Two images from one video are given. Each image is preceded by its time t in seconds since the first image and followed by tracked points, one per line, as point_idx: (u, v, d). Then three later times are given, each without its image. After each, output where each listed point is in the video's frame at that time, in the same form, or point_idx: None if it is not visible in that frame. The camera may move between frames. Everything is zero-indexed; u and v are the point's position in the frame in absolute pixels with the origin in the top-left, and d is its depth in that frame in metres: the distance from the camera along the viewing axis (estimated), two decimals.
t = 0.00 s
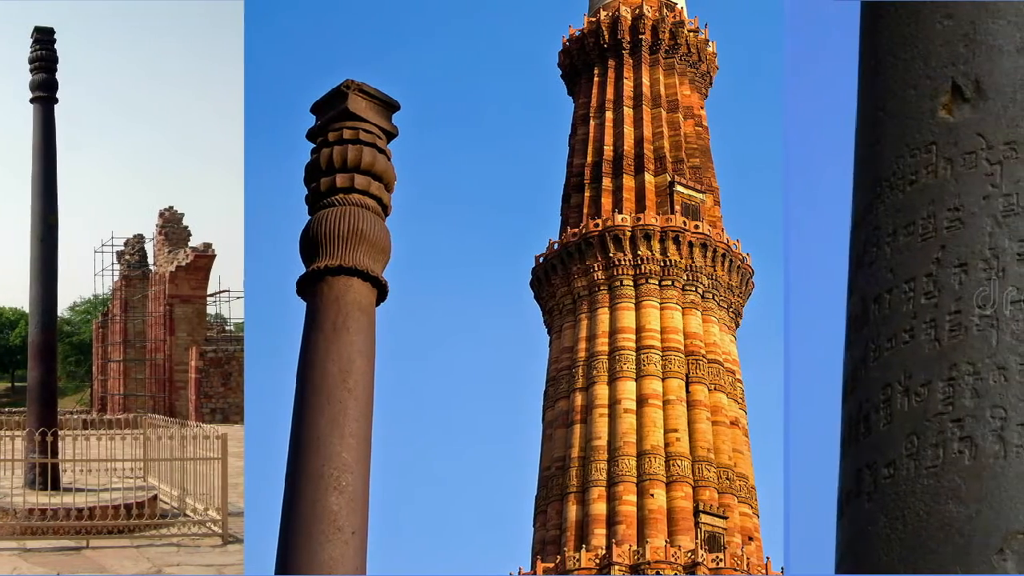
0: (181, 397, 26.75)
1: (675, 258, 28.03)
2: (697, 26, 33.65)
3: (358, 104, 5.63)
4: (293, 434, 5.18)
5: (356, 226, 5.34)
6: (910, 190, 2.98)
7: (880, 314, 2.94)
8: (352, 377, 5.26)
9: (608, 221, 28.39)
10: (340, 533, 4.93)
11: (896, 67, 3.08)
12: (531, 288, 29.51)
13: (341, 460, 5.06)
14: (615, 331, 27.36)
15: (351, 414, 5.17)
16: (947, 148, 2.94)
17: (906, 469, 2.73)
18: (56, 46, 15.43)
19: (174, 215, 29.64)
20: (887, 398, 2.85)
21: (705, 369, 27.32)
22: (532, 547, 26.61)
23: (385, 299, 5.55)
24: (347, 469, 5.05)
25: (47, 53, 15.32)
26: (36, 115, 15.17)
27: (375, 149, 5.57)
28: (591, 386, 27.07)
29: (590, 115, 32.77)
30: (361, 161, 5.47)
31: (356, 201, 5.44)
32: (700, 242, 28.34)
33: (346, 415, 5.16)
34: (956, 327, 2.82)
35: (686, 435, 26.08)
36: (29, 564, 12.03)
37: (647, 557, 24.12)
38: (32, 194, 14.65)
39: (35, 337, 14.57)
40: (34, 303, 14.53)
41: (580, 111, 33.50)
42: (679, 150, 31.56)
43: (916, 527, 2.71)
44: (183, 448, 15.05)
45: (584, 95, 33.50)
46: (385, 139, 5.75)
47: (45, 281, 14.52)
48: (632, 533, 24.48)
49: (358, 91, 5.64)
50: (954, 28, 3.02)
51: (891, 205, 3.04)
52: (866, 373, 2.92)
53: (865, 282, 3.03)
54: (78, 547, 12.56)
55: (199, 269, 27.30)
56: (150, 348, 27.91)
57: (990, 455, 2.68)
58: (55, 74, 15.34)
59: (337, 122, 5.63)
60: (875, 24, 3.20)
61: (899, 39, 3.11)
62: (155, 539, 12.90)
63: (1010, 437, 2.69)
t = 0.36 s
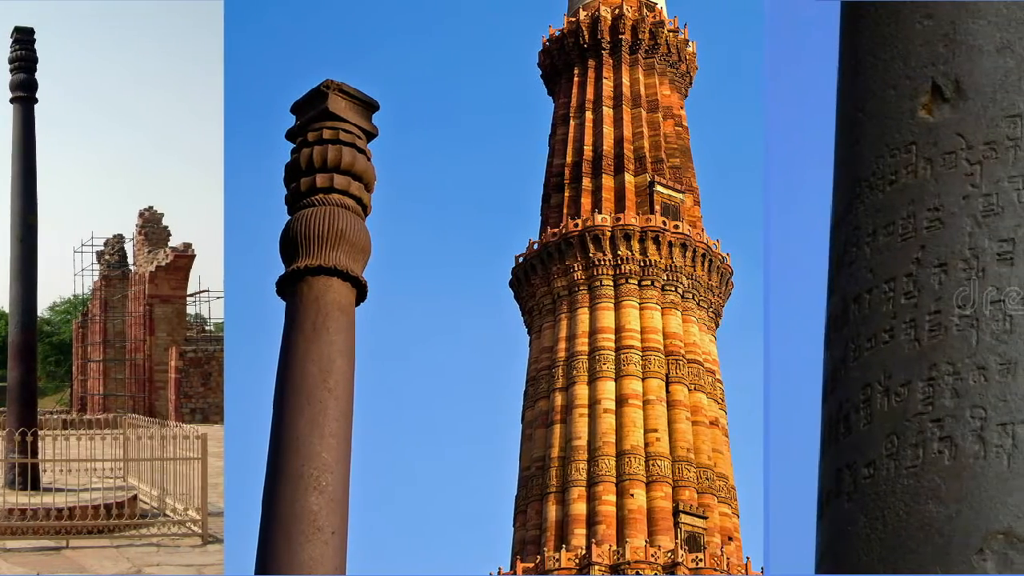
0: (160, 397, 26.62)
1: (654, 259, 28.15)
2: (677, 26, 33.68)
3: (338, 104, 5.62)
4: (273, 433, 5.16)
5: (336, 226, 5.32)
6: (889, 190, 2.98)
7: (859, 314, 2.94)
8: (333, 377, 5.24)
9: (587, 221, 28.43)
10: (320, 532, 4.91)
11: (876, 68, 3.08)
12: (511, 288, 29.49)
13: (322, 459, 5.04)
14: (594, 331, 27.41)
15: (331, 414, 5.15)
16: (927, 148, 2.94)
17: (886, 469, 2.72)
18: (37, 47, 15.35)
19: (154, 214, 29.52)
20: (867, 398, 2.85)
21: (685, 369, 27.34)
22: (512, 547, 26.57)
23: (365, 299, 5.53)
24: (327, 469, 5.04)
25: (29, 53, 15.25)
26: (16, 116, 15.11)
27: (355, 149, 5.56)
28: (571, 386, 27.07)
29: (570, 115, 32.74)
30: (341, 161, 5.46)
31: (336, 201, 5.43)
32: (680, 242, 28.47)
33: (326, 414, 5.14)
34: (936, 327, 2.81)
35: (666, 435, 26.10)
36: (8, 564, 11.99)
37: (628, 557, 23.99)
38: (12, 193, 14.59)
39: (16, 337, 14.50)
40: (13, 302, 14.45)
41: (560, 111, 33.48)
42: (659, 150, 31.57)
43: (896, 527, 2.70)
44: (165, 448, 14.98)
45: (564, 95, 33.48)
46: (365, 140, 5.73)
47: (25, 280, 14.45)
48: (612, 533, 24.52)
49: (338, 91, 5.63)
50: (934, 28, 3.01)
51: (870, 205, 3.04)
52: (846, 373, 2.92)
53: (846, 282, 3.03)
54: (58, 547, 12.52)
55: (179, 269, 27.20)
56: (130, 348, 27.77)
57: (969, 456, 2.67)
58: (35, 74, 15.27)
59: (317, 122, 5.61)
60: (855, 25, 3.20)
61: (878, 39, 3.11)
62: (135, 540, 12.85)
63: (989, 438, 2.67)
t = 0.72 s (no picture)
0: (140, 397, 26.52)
1: (635, 258, 28.18)
2: (657, 26, 33.72)
3: (319, 104, 5.60)
4: (252, 432, 5.14)
5: (314, 227, 5.31)
6: (869, 190, 2.98)
7: (839, 314, 2.94)
8: (312, 377, 5.22)
9: (568, 220, 28.55)
10: (300, 532, 4.90)
11: (856, 68, 3.08)
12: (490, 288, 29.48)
13: (301, 460, 5.02)
14: (574, 331, 27.47)
15: (311, 414, 5.13)
16: (907, 148, 2.93)
17: (865, 469, 2.72)
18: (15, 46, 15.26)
19: (134, 214, 29.37)
20: (847, 398, 2.84)
21: (665, 369, 27.40)
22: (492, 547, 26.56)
23: (345, 299, 5.51)
24: (307, 469, 5.02)
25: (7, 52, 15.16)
26: None
27: (335, 149, 5.54)
28: (551, 386, 27.09)
29: (550, 115, 32.72)
30: (321, 161, 5.44)
31: (316, 201, 5.41)
32: (661, 242, 28.48)
33: (305, 414, 5.12)
34: (916, 327, 2.81)
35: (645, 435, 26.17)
36: None
37: (607, 557, 24.20)
38: None
39: None
40: None
41: (540, 111, 33.49)
42: (639, 150, 31.60)
43: (875, 527, 2.70)
44: (144, 448, 14.92)
45: (544, 95, 33.48)
46: (346, 139, 5.72)
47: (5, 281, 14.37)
48: (592, 533, 24.59)
49: (318, 91, 5.61)
50: (914, 27, 3.01)
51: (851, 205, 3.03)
52: (826, 372, 2.91)
53: (825, 282, 3.02)
54: (37, 547, 12.47)
55: (159, 269, 27.14)
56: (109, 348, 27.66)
57: (950, 455, 2.66)
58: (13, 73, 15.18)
59: (297, 122, 5.59)
60: (835, 25, 3.20)
61: (858, 39, 3.11)
62: (115, 539, 12.80)
63: (969, 438, 2.66)
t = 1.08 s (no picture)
0: (121, 397, 26.37)
1: (614, 259, 28.33)
2: (637, 26, 33.78)
3: (298, 104, 5.60)
4: (233, 431, 5.13)
5: (295, 227, 5.31)
6: (849, 190, 2.98)
7: (819, 314, 2.93)
8: (292, 377, 5.20)
9: (547, 221, 28.65)
10: (280, 532, 4.88)
11: (837, 68, 3.09)
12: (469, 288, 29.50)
13: (281, 459, 5.01)
14: (554, 332, 27.54)
15: (291, 414, 5.11)
16: (886, 148, 2.94)
17: (845, 470, 2.72)
18: None
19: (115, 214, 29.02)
20: (827, 397, 2.84)
21: (645, 369, 27.45)
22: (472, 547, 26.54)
23: (325, 300, 5.49)
24: (287, 469, 5.00)
25: None
26: None
27: (315, 149, 5.53)
28: (530, 386, 27.11)
29: (530, 115, 32.71)
30: (301, 161, 5.44)
31: (296, 201, 5.41)
32: (640, 242, 28.62)
33: (286, 414, 5.10)
34: (896, 327, 2.80)
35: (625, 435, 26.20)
36: None
37: (587, 557, 24.23)
38: None
39: None
40: None
41: (520, 111, 33.47)
42: (618, 150, 31.63)
43: (855, 526, 2.70)
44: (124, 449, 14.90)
45: (524, 95, 33.49)
46: (326, 140, 5.71)
47: None
48: (571, 533, 24.62)
49: (298, 91, 5.60)
50: (894, 28, 3.01)
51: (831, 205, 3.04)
52: (806, 372, 2.91)
53: (805, 282, 3.02)
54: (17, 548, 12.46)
55: (139, 270, 27.11)
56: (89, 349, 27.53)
57: (930, 455, 2.65)
58: None
59: (276, 122, 5.59)
60: (816, 24, 3.20)
61: (837, 38, 3.12)
62: (95, 540, 12.79)
63: (949, 437, 2.65)
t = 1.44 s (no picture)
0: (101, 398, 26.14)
1: (595, 259, 28.46)
2: (617, 26, 33.85)
3: (278, 104, 5.57)
4: (213, 430, 5.11)
5: (274, 227, 5.30)
6: (829, 189, 2.98)
7: (799, 313, 2.93)
8: (272, 377, 5.18)
9: (527, 221, 28.70)
10: (259, 532, 4.87)
11: (817, 67, 3.09)
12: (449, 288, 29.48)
13: (261, 459, 4.99)
14: (534, 331, 27.59)
15: (271, 413, 5.09)
16: (866, 148, 2.94)
17: (825, 469, 2.71)
18: None
19: (94, 214, 28.51)
20: (807, 398, 2.83)
21: (625, 368, 27.52)
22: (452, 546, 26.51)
23: (305, 299, 5.48)
24: (267, 469, 4.98)
25: None
26: None
27: (295, 149, 5.52)
28: (510, 386, 27.12)
29: (510, 115, 32.67)
30: (281, 162, 5.43)
31: (275, 201, 5.40)
32: (620, 242, 28.80)
33: (265, 414, 5.08)
34: (876, 328, 2.80)
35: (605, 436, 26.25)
36: None
37: (567, 557, 24.29)
38: None
39: None
40: None
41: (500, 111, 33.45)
42: (598, 150, 31.63)
43: (835, 526, 2.69)
44: (103, 448, 14.88)
45: (504, 95, 33.47)
46: (306, 140, 5.69)
47: None
48: (552, 533, 24.66)
49: (278, 91, 5.59)
50: (874, 28, 3.01)
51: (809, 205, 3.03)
52: (785, 372, 2.91)
53: (785, 281, 3.02)
54: None
55: (119, 269, 27.09)
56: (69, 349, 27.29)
57: (910, 455, 2.65)
58: None
59: (256, 122, 5.57)
60: (796, 25, 3.20)
61: (817, 38, 3.12)
62: (74, 539, 12.79)
63: (929, 438, 2.65)
